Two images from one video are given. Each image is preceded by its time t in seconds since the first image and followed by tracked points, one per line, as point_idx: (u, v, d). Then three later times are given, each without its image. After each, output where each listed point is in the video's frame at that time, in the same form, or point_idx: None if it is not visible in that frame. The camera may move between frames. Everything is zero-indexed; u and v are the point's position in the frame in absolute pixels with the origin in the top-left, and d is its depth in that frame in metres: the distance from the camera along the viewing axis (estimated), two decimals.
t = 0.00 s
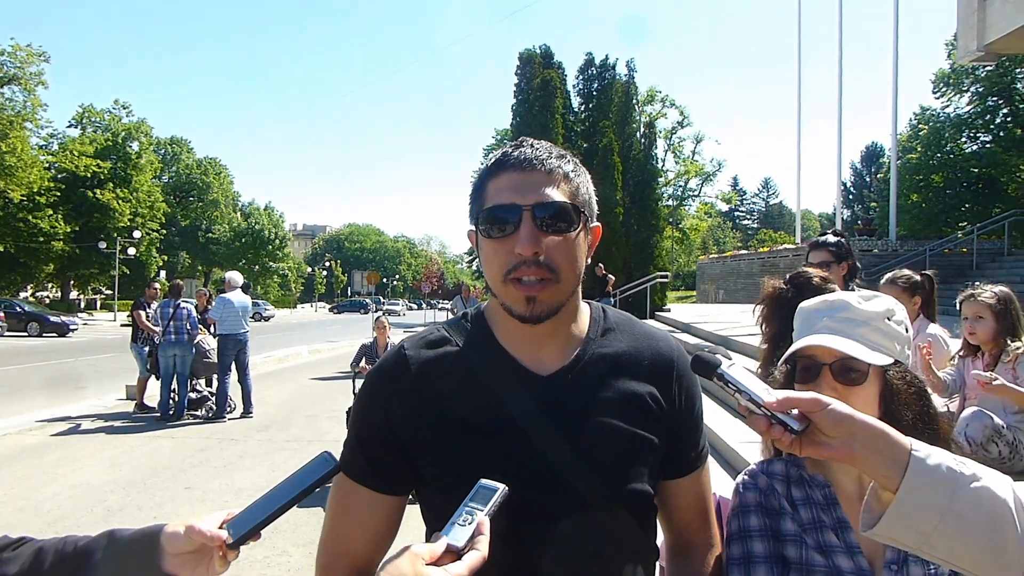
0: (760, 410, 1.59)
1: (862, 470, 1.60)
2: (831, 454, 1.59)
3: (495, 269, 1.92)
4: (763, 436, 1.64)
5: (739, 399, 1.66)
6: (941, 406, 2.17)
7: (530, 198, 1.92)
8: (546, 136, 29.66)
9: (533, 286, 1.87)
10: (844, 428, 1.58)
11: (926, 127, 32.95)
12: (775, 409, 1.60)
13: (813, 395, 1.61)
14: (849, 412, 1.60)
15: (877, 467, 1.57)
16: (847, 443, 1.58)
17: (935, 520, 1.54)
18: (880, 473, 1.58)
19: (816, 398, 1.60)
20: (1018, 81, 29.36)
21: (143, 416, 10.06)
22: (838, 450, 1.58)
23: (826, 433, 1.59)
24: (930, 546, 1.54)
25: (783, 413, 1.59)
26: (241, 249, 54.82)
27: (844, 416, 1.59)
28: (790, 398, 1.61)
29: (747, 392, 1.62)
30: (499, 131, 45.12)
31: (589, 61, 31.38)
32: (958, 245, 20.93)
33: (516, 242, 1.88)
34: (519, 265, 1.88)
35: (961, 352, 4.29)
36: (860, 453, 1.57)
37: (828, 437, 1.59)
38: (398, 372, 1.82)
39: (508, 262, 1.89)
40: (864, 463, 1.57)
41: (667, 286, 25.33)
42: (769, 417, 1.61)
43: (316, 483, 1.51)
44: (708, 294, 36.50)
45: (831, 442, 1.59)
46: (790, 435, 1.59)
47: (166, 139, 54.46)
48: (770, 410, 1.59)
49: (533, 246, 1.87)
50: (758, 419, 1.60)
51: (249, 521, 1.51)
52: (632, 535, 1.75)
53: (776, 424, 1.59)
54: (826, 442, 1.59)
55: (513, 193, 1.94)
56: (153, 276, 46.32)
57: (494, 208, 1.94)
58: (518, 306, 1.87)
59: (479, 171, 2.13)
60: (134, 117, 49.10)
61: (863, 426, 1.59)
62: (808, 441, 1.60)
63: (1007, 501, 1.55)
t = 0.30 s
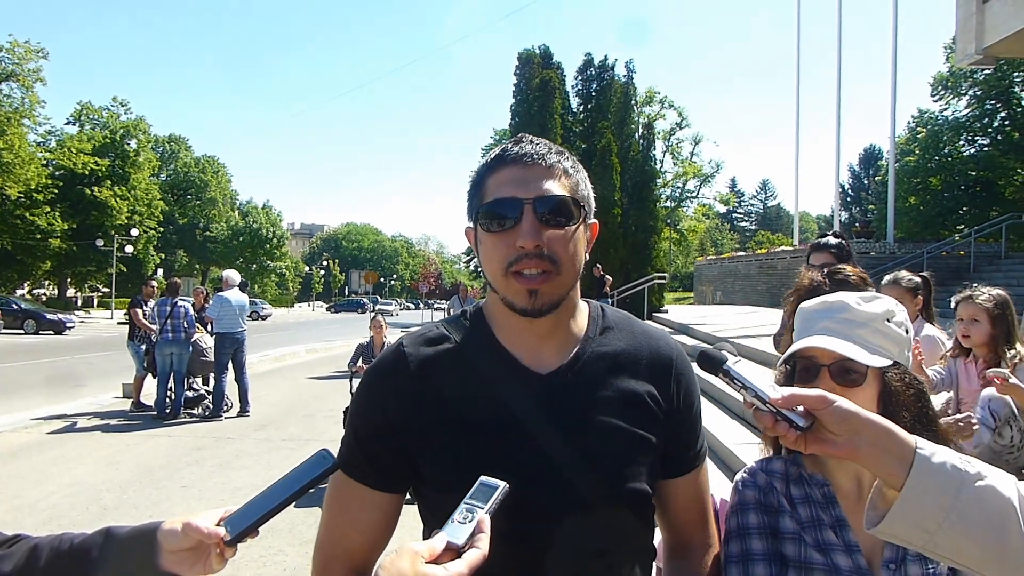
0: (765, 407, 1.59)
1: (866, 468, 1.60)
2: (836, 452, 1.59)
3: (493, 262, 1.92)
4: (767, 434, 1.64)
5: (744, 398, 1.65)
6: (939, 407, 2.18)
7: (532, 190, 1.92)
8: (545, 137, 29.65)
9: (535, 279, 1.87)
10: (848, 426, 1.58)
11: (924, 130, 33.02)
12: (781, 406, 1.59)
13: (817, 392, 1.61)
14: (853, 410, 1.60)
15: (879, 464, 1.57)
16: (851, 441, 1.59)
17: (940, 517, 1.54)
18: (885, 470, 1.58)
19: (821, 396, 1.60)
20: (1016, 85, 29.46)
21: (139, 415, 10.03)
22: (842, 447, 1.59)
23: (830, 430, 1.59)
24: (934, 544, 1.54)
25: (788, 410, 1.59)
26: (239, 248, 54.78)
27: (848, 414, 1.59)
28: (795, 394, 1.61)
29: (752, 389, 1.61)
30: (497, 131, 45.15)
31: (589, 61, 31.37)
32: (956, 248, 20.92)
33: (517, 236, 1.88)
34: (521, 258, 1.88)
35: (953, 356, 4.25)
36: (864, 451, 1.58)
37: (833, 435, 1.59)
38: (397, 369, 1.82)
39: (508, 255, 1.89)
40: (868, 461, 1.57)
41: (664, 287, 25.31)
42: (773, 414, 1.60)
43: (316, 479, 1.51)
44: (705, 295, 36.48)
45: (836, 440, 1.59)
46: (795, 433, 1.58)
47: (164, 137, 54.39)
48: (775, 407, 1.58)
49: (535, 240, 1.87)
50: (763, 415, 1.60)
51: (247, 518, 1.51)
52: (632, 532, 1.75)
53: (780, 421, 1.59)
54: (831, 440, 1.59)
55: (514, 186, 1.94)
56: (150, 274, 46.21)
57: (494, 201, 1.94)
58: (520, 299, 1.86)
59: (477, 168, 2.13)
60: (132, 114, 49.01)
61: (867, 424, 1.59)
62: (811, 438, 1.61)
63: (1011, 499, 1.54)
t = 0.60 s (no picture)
0: (769, 406, 1.58)
1: (872, 467, 1.60)
2: (841, 451, 1.58)
3: (498, 256, 1.92)
4: (772, 432, 1.63)
5: (749, 397, 1.64)
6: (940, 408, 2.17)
7: (539, 183, 1.92)
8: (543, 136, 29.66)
9: (539, 272, 1.87)
10: (854, 426, 1.57)
11: (922, 130, 33.06)
12: (786, 405, 1.59)
13: (823, 392, 1.60)
14: (859, 409, 1.59)
15: (883, 464, 1.57)
16: (856, 441, 1.57)
17: (944, 516, 1.54)
18: (888, 470, 1.58)
19: (827, 396, 1.59)
20: (1014, 85, 29.54)
21: (137, 416, 10.01)
22: (846, 447, 1.57)
23: (836, 430, 1.58)
24: (937, 544, 1.54)
25: (794, 409, 1.58)
26: (237, 248, 54.78)
27: (854, 413, 1.58)
28: (801, 394, 1.60)
29: (758, 389, 1.60)
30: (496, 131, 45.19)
31: (587, 61, 31.37)
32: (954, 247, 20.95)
33: (524, 229, 1.88)
34: (526, 253, 1.88)
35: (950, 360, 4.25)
36: (869, 451, 1.57)
37: (838, 434, 1.58)
38: (396, 368, 1.81)
39: (514, 248, 1.89)
40: (873, 461, 1.57)
41: (663, 286, 25.31)
42: (778, 414, 1.60)
43: (316, 480, 1.50)
44: (704, 295, 36.53)
45: (841, 439, 1.58)
46: (799, 432, 1.57)
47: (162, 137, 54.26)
48: (781, 406, 1.57)
49: (541, 233, 1.88)
50: (767, 415, 1.59)
51: (247, 519, 1.50)
52: (631, 533, 1.75)
53: (786, 421, 1.58)
54: (835, 439, 1.58)
55: (521, 180, 1.95)
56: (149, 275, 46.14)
57: (501, 194, 1.94)
58: (523, 292, 1.86)
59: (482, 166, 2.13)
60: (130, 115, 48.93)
61: (873, 424, 1.58)
62: (816, 437, 1.60)
63: (1016, 500, 1.54)
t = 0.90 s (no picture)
0: (777, 408, 1.59)
1: (879, 468, 1.60)
2: (848, 453, 1.58)
3: (504, 260, 1.90)
4: (779, 434, 1.63)
5: (757, 399, 1.64)
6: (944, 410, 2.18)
7: (547, 186, 1.92)
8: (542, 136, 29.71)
9: (540, 275, 1.86)
10: (861, 428, 1.58)
11: (920, 130, 33.09)
12: (795, 408, 1.59)
13: (830, 395, 1.60)
14: (867, 411, 1.59)
15: (891, 466, 1.58)
16: (865, 443, 1.57)
17: (951, 518, 1.54)
18: (896, 472, 1.58)
19: (835, 399, 1.60)
20: (1011, 85, 29.63)
21: (135, 415, 9.97)
22: (855, 450, 1.58)
23: (843, 432, 1.59)
24: (946, 546, 1.54)
25: (803, 411, 1.58)
26: (234, 248, 54.74)
27: (862, 415, 1.58)
28: (809, 397, 1.60)
29: (767, 390, 1.60)
30: (493, 131, 45.19)
31: (586, 61, 31.42)
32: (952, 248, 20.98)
33: (529, 232, 1.88)
34: (528, 257, 1.87)
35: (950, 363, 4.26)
36: (876, 454, 1.58)
37: (846, 436, 1.58)
38: (397, 369, 1.81)
39: (519, 252, 1.88)
40: (882, 465, 1.57)
41: (661, 287, 25.31)
42: (787, 417, 1.59)
43: (319, 483, 1.50)
44: (701, 295, 36.52)
45: (848, 441, 1.59)
46: (807, 435, 1.57)
47: (159, 137, 54.07)
48: (788, 409, 1.58)
49: (547, 237, 1.87)
50: (777, 417, 1.59)
51: (248, 523, 1.49)
52: (632, 536, 1.74)
53: (794, 423, 1.58)
54: (843, 441, 1.59)
55: (527, 183, 1.94)
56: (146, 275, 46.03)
57: (507, 196, 1.93)
58: (524, 294, 1.85)
59: (487, 166, 2.11)
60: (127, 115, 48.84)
61: (881, 426, 1.58)
62: (825, 440, 1.59)
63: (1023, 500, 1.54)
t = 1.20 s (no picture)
0: (786, 412, 1.57)
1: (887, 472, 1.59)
2: (859, 457, 1.57)
3: (505, 267, 1.88)
4: (787, 438, 1.62)
5: (764, 402, 1.63)
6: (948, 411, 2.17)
7: (548, 194, 1.89)
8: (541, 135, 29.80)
9: (539, 285, 1.85)
10: (872, 431, 1.56)
11: (918, 130, 33.12)
12: (804, 411, 1.57)
13: (840, 398, 1.58)
14: (877, 414, 1.58)
15: (901, 470, 1.56)
16: (874, 446, 1.56)
17: (962, 522, 1.52)
18: (906, 474, 1.57)
19: (844, 401, 1.58)
20: (1009, 86, 29.68)
21: (133, 416, 9.95)
22: (864, 453, 1.56)
23: (853, 436, 1.57)
24: (955, 549, 1.53)
25: (812, 415, 1.56)
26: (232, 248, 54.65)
27: (871, 419, 1.57)
28: (818, 399, 1.58)
29: (774, 395, 1.59)
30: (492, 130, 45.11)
31: (585, 61, 31.45)
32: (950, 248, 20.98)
33: (532, 239, 1.86)
34: (528, 267, 1.86)
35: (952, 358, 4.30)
36: (886, 456, 1.56)
37: (856, 440, 1.57)
38: (397, 370, 1.79)
39: (521, 260, 1.86)
40: (892, 467, 1.56)
41: (660, 287, 25.29)
42: (795, 420, 1.58)
43: (319, 484, 1.48)
44: (700, 295, 36.53)
45: (859, 445, 1.57)
46: (817, 439, 1.55)
47: (158, 136, 53.89)
48: (797, 412, 1.56)
49: (549, 246, 1.86)
50: (785, 421, 1.58)
51: (249, 524, 1.47)
52: (635, 538, 1.73)
53: (803, 427, 1.57)
54: (853, 445, 1.57)
55: (529, 190, 1.92)
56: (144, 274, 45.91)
57: (508, 204, 1.91)
58: (522, 303, 1.84)
59: (486, 170, 2.08)
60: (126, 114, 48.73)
61: (890, 429, 1.57)
62: (834, 443, 1.58)
63: None
